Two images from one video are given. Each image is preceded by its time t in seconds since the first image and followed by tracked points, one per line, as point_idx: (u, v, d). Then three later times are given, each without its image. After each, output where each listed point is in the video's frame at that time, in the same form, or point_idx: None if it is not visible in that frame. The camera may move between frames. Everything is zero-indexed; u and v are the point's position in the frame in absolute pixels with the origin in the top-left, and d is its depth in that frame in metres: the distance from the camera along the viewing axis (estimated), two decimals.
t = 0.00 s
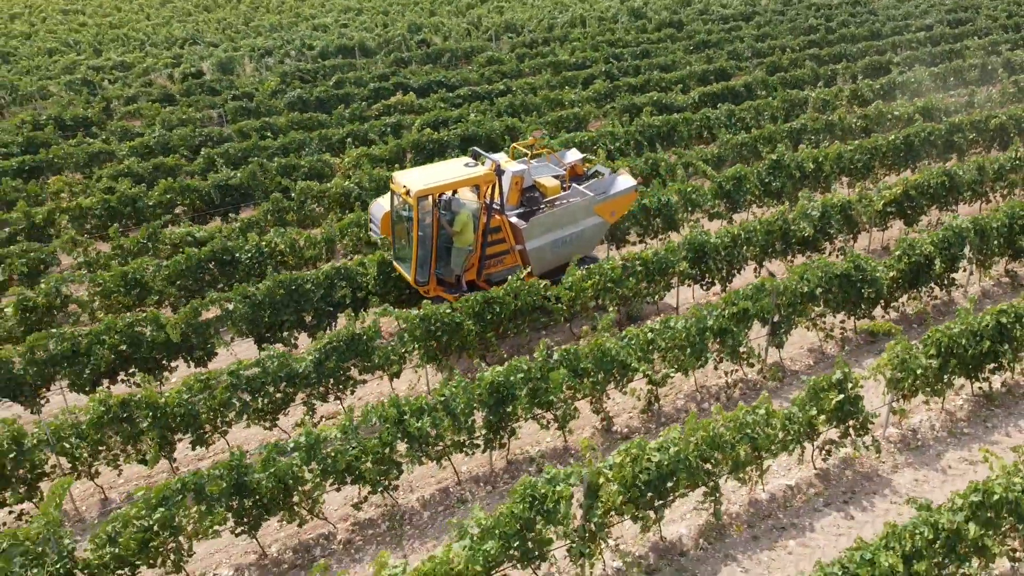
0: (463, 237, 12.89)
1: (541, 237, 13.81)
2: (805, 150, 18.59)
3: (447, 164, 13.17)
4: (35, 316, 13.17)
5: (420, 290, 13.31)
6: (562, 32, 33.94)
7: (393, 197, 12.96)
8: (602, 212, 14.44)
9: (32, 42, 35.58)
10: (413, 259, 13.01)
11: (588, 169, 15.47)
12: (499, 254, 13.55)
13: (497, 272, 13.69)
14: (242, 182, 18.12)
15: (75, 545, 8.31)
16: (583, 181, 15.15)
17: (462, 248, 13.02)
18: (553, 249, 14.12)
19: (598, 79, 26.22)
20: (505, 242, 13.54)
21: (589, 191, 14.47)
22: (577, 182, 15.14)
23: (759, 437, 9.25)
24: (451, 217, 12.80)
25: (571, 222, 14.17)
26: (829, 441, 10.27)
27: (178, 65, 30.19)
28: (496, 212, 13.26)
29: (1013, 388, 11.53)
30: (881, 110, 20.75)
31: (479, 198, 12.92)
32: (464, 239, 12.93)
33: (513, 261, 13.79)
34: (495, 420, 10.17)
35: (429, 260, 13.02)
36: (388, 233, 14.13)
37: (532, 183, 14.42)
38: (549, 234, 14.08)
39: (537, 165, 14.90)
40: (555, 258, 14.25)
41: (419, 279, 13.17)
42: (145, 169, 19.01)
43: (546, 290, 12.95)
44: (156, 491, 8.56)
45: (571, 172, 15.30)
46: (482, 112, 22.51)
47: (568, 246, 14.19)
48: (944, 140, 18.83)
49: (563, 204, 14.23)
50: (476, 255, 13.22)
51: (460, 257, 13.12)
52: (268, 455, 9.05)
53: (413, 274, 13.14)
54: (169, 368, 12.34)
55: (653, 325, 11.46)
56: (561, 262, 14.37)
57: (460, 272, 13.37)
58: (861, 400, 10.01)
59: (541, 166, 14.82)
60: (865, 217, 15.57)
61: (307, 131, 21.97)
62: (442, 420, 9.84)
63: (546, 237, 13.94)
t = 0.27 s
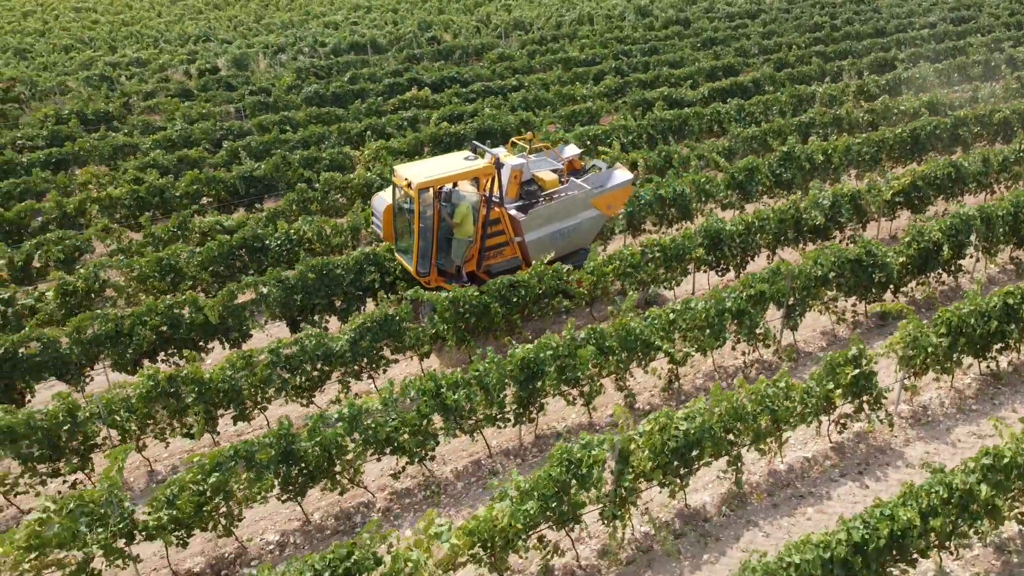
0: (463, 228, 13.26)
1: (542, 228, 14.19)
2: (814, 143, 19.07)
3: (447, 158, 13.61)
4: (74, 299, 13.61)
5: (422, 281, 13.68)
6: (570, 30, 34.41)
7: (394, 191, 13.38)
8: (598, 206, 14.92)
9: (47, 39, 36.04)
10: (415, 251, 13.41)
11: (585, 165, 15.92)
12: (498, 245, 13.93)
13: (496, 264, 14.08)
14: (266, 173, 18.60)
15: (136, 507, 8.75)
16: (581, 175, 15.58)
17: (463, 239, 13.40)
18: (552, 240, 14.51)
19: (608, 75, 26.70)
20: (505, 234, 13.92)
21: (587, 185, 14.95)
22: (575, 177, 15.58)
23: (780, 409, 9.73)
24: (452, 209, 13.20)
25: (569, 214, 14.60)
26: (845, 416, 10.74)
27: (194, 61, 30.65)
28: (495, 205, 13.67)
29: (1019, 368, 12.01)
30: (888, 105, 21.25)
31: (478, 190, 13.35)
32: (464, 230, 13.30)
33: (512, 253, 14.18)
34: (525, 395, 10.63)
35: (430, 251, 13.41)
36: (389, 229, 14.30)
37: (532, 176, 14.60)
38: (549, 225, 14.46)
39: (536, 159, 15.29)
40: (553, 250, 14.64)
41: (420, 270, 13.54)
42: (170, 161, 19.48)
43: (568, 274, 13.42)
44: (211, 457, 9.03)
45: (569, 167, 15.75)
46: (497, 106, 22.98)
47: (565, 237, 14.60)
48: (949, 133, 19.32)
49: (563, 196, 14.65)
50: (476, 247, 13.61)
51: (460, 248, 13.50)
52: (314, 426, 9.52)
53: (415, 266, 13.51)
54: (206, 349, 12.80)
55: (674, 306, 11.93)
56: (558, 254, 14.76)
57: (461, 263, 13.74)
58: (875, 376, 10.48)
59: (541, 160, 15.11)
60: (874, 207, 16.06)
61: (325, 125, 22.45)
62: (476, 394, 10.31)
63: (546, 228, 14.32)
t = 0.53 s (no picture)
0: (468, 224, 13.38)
1: (544, 225, 14.26)
2: (828, 137, 19.46)
3: (452, 155, 13.74)
4: (114, 288, 13.96)
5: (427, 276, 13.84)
6: (581, 28, 34.80)
7: (401, 187, 13.56)
8: (601, 201, 14.92)
9: (63, 36, 36.40)
10: (420, 246, 13.58)
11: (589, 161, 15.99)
12: (502, 241, 13.98)
13: (501, 260, 14.17)
14: (292, 166, 18.98)
15: (193, 481, 9.13)
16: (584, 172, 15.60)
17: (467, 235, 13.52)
18: (555, 237, 14.56)
19: (621, 72, 27.09)
20: (510, 230, 14.00)
21: (589, 181, 14.98)
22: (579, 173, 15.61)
23: (809, 389, 10.11)
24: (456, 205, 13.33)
25: (572, 211, 14.64)
26: (868, 397, 11.13)
27: (210, 58, 31.03)
28: (500, 201, 13.76)
29: None
30: (899, 101, 21.65)
31: (483, 187, 13.46)
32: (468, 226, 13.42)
33: (517, 248, 14.27)
34: (560, 377, 11.01)
35: (435, 247, 13.56)
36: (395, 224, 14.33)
37: (534, 173, 14.90)
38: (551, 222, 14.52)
39: (539, 157, 15.41)
40: (557, 247, 14.68)
41: (426, 265, 13.71)
42: (197, 155, 19.87)
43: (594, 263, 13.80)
44: (265, 433, 9.41)
45: (573, 164, 15.80)
46: (513, 102, 23.37)
47: (569, 234, 14.63)
48: (960, 129, 19.72)
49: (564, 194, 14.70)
50: (481, 242, 13.71)
51: (465, 244, 13.61)
52: (361, 404, 9.90)
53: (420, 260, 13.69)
54: (244, 334, 13.17)
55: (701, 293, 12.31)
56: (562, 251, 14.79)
57: (466, 259, 13.86)
58: (898, 358, 10.87)
59: (544, 157, 15.32)
60: (889, 199, 16.45)
61: (345, 120, 22.83)
62: (514, 375, 10.69)
63: (548, 225, 14.38)
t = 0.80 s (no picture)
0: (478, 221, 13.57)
1: (553, 223, 14.44)
2: (847, 133, 19.76)
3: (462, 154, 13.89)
4: (155, 279, 14.22)
5: (439, 273, 14.03)
6: (593, 26, 35.08)
7: (412, 186, 13.76)
8: (609, 201, 15.16)
9: (79, 34, 36.69)
10: (431, 244, 13.76)
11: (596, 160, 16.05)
12: (512, 239, 14.23)
13: (510, 256, 14.38)
14: (320, 161, 19.28)
15: (254, 461, 9.42)
16: (592, 171, 15.75)
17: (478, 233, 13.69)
18: (562, 236, 14.76)
19: (637, 70, 27.38)
20: (519, 228, 14.22)
21: (597, 181, 15.16)
22: (586, 172, 15.73)
23: (846, 374, 10.40)
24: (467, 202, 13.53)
25: (580, 210, 14.83)
26: (900, 384, 11.43)
27: (228, 57, 31.32)
28: (510, 199, 13.96)
29: None
30: (915, 98, 21.95)
31: (493, 185, 13.68)
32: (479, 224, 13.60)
33: (526, 246, 14.50)
34: (601, 364, 11.30)
35: (446, 244, 13.76)
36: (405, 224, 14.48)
37: (544, 172, 14.89)
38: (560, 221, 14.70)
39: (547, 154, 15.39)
40: (565, 245, 14.89)
41: (437, 262, 13.89)
42: (225, 151, 20.16)
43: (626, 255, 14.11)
44: (323, 415, 9.71)
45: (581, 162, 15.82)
46: (534, 99, 23.67)
47: (576, 233, 14.82)
48: (977, 125, 20.02)
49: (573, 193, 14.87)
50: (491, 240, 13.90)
51: (476, 241, 13.79)
52: (413, 389, 10.21)
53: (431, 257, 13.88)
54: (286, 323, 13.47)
55: (734, 283, 12.60)
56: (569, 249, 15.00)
57: (476, 256, 14.05)
58: (931, 345, 11.16)
59: (552, 156, 15.31)
60: (911, 193, 16.76)
61: (368, 117, 23.12)
62: (558, 361, 10.99)
63: (558, 223, 14.54)
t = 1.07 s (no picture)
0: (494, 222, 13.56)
1: (564, 225, 14.37)
2: (870, 129, 19.98)
3: (478, 154, 13.92)
4: (197, 272, 14.44)
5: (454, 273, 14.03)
6: (607, 24, 35.30)
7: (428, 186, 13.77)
8: (624, 199, 14.99)
9: (96, 33, 36.90)
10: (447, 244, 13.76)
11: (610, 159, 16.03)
12: (527, 239, 14.22)
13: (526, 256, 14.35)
14: (349, 158, 19.50)
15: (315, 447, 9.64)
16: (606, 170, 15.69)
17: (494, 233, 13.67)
18: (576, 236, 14.65)
19: (655, 68, 27.59)
20: (534, 228, 14.22)
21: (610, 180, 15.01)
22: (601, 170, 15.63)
23: (889, 363, 10.64)
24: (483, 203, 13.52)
25: (594, 209, 14.72)
26: (938, 373, 11.67)
27: (247, 55, 31.54)
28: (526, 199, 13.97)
29: None
30: (935, 96, 22.18)
31: (510, 185, 13.68)
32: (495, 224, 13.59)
33: (540, 246, 14.48)
34: (646, 354, 11.53)
35: (462, 244, 13.76)
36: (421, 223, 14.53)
37: (558, 171, 14.84)
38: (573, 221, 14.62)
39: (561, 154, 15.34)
40: (579, 245, 14.79)
41: (453, 262, 13.90)
42: (254, 148, 20.38)
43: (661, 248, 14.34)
44: (381, 402, 9.94)
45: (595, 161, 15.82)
46: (556, 97, 23.89)
47: (590, 233, 14.73)
48: (997, 122, 20.26)
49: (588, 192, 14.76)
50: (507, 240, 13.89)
51: (491, 242, 13.77)
52: (466, 377, 10.44)
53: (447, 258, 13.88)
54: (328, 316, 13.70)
55: (771, 275, 12.83)
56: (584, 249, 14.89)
57: (492, 256, 14.05)
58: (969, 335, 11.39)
59: (566, 155, 15.30)
60: (937, 189, 16.98)
61: (392, 114, 23.35)
62: (605, 351, 11.22)
63: (571, 224, 14.50)
